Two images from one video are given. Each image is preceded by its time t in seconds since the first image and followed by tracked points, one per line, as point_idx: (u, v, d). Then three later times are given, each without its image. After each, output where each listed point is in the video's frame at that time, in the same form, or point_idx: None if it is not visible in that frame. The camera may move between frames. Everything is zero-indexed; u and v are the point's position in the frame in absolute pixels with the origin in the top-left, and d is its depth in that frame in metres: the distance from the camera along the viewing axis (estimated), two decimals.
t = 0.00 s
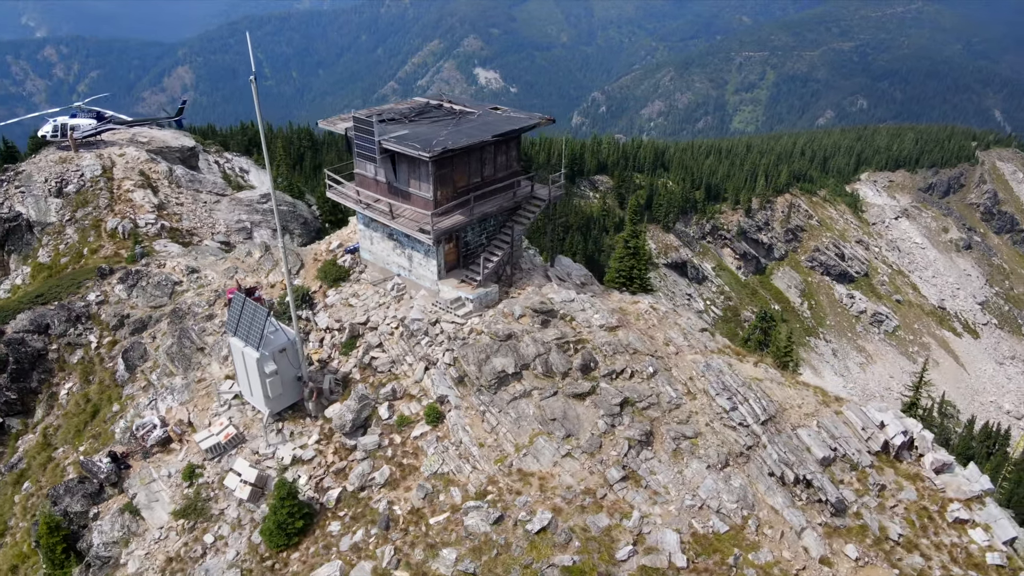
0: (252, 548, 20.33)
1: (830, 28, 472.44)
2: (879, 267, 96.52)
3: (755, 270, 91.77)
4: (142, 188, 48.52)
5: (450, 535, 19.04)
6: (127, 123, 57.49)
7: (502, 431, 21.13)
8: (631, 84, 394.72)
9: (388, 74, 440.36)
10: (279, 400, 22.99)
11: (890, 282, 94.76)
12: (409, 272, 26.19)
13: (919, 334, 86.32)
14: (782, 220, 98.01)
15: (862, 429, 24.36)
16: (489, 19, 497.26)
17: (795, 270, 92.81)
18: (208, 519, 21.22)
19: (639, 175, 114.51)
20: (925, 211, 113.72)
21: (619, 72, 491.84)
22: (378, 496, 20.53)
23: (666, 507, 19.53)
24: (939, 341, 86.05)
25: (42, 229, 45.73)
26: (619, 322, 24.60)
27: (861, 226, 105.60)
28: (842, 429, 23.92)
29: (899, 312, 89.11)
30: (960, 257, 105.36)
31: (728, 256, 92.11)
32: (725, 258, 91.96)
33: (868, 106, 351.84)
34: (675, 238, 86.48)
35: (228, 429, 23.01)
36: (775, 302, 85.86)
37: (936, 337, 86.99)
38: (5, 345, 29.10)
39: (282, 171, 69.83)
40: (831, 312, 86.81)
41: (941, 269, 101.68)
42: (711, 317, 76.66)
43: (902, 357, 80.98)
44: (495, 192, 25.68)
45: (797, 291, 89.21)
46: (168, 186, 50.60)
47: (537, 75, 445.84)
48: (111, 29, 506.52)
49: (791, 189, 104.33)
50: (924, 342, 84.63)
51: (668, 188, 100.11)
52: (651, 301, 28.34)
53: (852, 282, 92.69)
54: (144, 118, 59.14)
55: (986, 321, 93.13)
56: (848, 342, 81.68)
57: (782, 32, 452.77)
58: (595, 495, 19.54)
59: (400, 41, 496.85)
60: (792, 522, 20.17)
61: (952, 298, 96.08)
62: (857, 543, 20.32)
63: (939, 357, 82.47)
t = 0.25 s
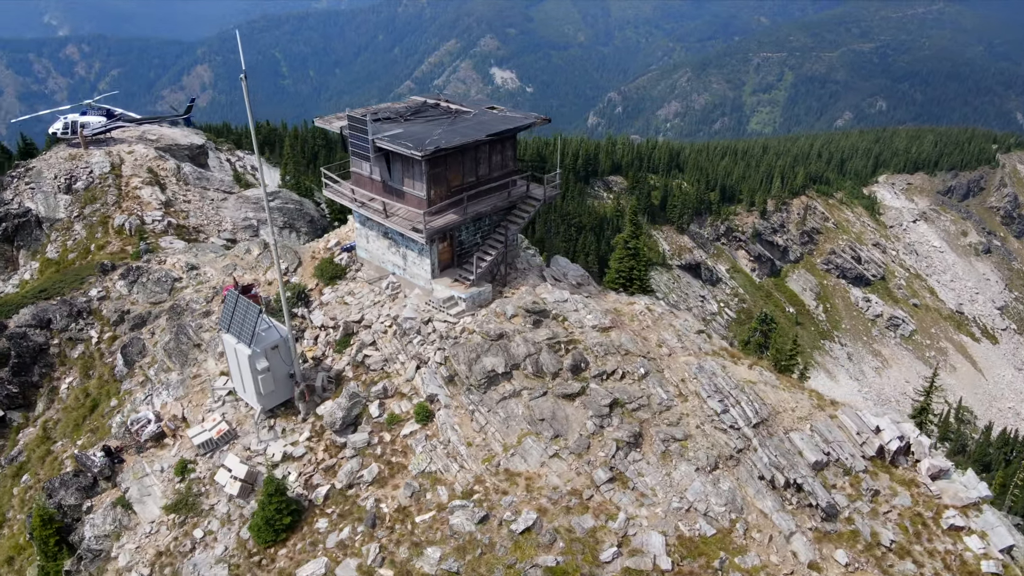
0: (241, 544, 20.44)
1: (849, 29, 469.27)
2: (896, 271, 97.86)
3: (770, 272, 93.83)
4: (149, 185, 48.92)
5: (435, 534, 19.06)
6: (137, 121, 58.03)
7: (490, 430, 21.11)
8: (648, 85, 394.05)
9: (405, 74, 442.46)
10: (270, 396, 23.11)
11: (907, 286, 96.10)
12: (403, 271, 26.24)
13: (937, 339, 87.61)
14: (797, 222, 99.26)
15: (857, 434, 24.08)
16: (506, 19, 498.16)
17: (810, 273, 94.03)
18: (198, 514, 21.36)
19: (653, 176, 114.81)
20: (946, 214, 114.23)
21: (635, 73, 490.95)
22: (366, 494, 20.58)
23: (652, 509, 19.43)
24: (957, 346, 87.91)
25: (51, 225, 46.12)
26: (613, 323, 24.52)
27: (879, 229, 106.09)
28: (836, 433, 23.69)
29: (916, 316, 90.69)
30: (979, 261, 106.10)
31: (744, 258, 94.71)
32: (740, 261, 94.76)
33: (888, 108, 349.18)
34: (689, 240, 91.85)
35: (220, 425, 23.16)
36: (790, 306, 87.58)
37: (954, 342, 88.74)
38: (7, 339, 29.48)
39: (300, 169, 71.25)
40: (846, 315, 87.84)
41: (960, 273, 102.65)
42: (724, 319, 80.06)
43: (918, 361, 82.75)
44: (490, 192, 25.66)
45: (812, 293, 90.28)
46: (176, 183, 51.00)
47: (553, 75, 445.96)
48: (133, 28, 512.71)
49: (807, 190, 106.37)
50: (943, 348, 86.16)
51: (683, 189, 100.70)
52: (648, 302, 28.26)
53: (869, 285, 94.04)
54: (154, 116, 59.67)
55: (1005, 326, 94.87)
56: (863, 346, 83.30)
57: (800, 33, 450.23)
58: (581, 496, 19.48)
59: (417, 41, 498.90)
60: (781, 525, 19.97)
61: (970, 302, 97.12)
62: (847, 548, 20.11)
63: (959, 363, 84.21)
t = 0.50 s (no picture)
0: (232, 540, 20.57)
1: (868, 30, 466.45)
2: (912, 274, 99.21)
3: (783, 275, 93.59)
4: (157, 183, 49.30)
5: (423, 532, 19.09)
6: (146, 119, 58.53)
7: (481, 430, 21.11)
8: (664, 85, 393.26)
9: (421, 74, 444.56)
10: (264, 393, 23.22)
11: (923, 289, 96.88)
12: (399, 270, 26.27)
13: (953, 344, 88.80)
14: (813, 224, 100.51)
15: (852, 439, 23.85)
16: (522, 19, 499.11)
17: (825, 275, 94.12)
18: (191, 510, 21.51)
19: (667, 177, 115.21)
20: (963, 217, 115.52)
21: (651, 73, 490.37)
22: (356, 492, 20.63)
23: (641, 511, 19.34)
24: (973, 350, 88.92)
25: (59, 222, 46.51)
26: (607, 324, 24.49)
27: (895, 232, 107.13)
28: (831, 437, 23.48)
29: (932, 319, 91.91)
30: (996, 265, 107.33)
31: (757, 259, 94.84)
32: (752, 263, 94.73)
33: (906, 110, 346.80)
34: (702, 241, 93.22)
35: (214, 422, 23.31)
36: (804, 308, 88.42)
37: (970, 346, 89.53)
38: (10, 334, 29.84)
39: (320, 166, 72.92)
40: (862, 318, 88.59)
41: (977, 277, 103.96)
42: (737, 321, 81.10)
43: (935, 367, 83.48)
44: (486, 191, 25.67)
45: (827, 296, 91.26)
46: (183, 181, 51.36)
47: (569, 75, 446.21)
48: (153, 27, 518.01)
49: (823, 191, 108.40)
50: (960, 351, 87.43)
51: (698, 190, 101.16)
52: (645, 304, 28.22)
53: (884, 288, 94.12)
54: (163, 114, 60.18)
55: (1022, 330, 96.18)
56: (878, 350, 83.89)
57: (818, 34, 447.95)
58: (570, 497, 19.44)
59: (433, 41, 501.00)
60: (772, 529, 19.81)
61: (988, 307, 98.44)
62: (839, 553, 19.92)
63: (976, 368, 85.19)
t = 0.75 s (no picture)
0: (222, 535, 20.71)
1: (891, 31, 461.95)
2: (932, 279, 99.68)
3: (802, 277, 94.47)
4: (167, 180, 49.75)
5: (410, 530, 19.12)
6: (158, 117, 59.03)
7: (471, 429, 21.11)
8: (683, 86, 391.75)
9: (440, 74, 446.63)
10: (258, 390, 23.36)
11: (943, 294, 97.97)
12: (396, 268, 26.33)
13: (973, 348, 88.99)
14: (830, 226, 101.53)
15: (848, 443, 23.54)
16: (541, 19, 499.52)
17: (843, 279, 95.64)
18: (184, 504, 21.69)
19: (684, 178, 115.50)
20: (985, 222, 116.23)
21: (671, 74, 489.09)
22: (346, 489, 20.72)
23: (629, 514, 19.25)
24: (994, 355, 88.44)
25: (71, 218, 46.98)
26: (602, 325, 24.41)
27: (914, 236, 108.72)
28: (827, 442, 23.22)
29: (951, 324, 92.33)
30: (1018, 270, 108.12)
31: (774, 263, 94.81)
32: (769, 265, 94.66)
33: (929, 112, 343.28)
34: (718, 243, 92.44)
35: (209, 417, 23.48)
36: (822, 312, 88.82)
37: (991, 351, 89.43)
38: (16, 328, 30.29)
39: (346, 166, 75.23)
40: (880, 323, 89.13)
41: (998, 282, 104.69)
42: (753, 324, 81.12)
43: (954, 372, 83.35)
44: (483, 190, 25.67)
45: (844, 299, 91.68)
46: (193, 178, 51.79)
47: (587, 75, 446.04)
48: (176, 26, 523.74)
49: (843, 196, 108.04)
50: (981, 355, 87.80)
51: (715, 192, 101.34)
52: (644, 305, 28.11)
53: (903, 292, 95.70)
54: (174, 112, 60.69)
55: None
56: (896, 355, 84.35)
57: (840, 35, 444.59)
58: (557, 498, 19.38)
59: (452, 41, 502.75)
60: (762, 534, 19.62)
61: (1009, 312, 98.89)
62: (830, 560, 19.69)
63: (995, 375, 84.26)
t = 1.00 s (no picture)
0: (216, 530, 20.87)
1: (914, 32, 457.16)
2: (952, 283, 99.23)
3: (818, 281, 94.05)
4: (178, 178, 50.11)
5: (400, 529, 19.18)
6: (169, 115, 59.50)
7: (463, 429, 21.13)
8: (701, 87, 390.08)
9: (458, 74, 447.93)
10: (255, 386, 23.51)
11: (963, 299, 97.37)
12: (394, 267, 26.43)
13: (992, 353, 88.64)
14: (848, 229, 101.48)
15: (846, 448, 23.30)
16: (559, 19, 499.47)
17: (860, 283, 94.59)
18: (179, 499, 21.88)
19: (700, 180, 115.39)
20: (1006, 225, 115.58)
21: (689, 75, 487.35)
22: (338, 486, 20.80)
23: (619, 515, 19.19)
24: (1013, 362, 88.25)
25: (82, 214, 47.33)
26: (598, 326, 24.37)
27: (934, 240, 108.73)
28: (824, 446, 22.99)
29: (971, 329, 91.87)
30: None
31: (790, 265, 95.38)
32: (786, 268, 95.23)
33: (951, 115, 339.56)
34: (734, 246, 93.71)
35: (207, 413, 23.65)
36: (838, 315, 88.36)
37: (1010, 357, 89.16)
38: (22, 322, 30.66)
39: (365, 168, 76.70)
40: (897, 328, 88.10)
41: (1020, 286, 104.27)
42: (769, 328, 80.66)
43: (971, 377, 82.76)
44: (482, 190, 25.68)
45: (862, 302, 91.12)
46: (203, 176, 52.14)
47: (605, 75, 445.26)
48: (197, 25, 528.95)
49: (860, 198, 109.92)
50: (1000, 361, 87.57)
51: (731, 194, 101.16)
52: (644, 307, 28.01)
53: (921, 296, 94.72)
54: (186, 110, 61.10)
55: None
56: (914, 360, 83.99)
57: (860, 36, 440.93)
58: (547, 498, 19.33)
59: (470, 40, 503.70)
60: (754, 538, 19.47)
61: None
62: (823, 565, 19.52)
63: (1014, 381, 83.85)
